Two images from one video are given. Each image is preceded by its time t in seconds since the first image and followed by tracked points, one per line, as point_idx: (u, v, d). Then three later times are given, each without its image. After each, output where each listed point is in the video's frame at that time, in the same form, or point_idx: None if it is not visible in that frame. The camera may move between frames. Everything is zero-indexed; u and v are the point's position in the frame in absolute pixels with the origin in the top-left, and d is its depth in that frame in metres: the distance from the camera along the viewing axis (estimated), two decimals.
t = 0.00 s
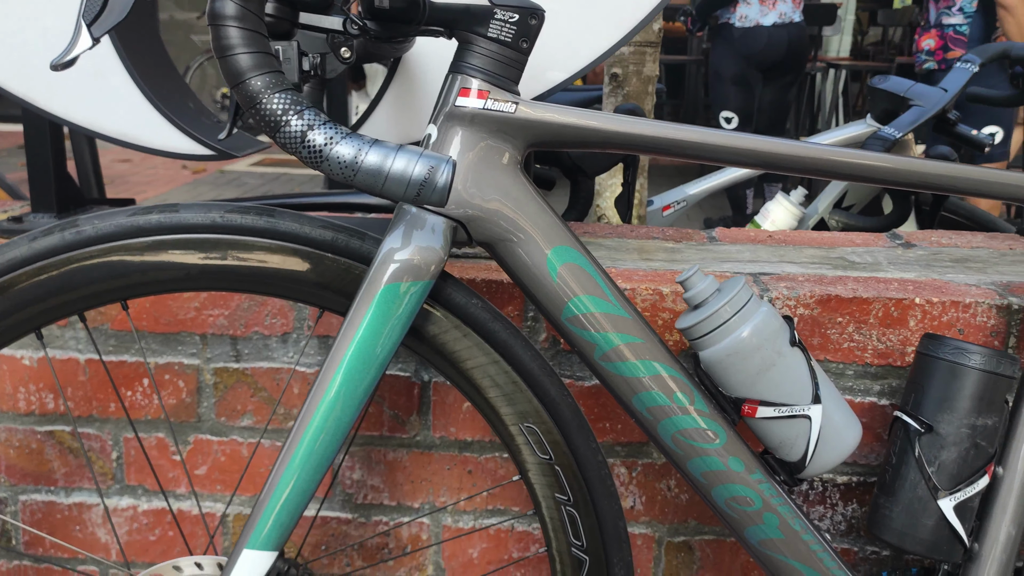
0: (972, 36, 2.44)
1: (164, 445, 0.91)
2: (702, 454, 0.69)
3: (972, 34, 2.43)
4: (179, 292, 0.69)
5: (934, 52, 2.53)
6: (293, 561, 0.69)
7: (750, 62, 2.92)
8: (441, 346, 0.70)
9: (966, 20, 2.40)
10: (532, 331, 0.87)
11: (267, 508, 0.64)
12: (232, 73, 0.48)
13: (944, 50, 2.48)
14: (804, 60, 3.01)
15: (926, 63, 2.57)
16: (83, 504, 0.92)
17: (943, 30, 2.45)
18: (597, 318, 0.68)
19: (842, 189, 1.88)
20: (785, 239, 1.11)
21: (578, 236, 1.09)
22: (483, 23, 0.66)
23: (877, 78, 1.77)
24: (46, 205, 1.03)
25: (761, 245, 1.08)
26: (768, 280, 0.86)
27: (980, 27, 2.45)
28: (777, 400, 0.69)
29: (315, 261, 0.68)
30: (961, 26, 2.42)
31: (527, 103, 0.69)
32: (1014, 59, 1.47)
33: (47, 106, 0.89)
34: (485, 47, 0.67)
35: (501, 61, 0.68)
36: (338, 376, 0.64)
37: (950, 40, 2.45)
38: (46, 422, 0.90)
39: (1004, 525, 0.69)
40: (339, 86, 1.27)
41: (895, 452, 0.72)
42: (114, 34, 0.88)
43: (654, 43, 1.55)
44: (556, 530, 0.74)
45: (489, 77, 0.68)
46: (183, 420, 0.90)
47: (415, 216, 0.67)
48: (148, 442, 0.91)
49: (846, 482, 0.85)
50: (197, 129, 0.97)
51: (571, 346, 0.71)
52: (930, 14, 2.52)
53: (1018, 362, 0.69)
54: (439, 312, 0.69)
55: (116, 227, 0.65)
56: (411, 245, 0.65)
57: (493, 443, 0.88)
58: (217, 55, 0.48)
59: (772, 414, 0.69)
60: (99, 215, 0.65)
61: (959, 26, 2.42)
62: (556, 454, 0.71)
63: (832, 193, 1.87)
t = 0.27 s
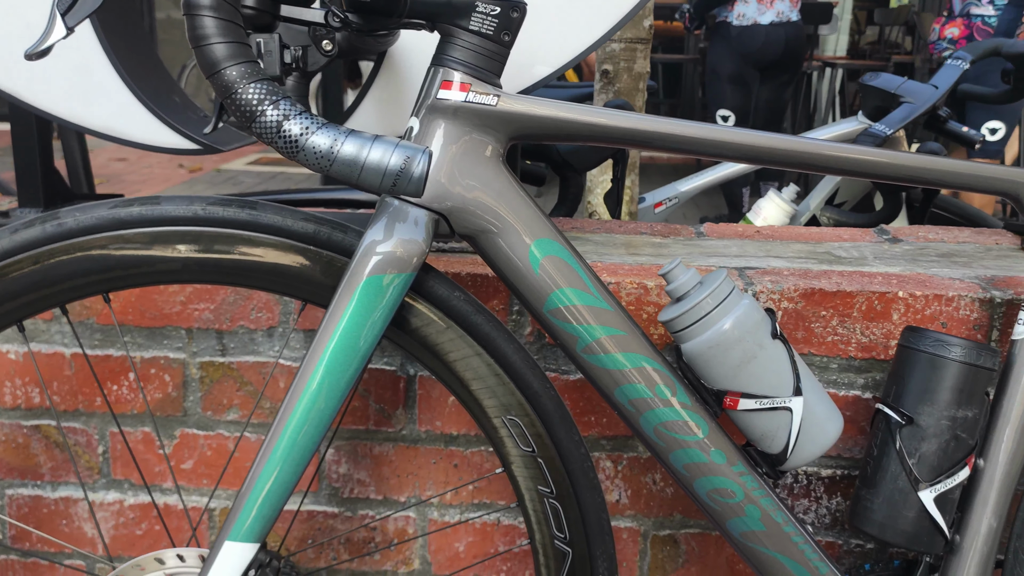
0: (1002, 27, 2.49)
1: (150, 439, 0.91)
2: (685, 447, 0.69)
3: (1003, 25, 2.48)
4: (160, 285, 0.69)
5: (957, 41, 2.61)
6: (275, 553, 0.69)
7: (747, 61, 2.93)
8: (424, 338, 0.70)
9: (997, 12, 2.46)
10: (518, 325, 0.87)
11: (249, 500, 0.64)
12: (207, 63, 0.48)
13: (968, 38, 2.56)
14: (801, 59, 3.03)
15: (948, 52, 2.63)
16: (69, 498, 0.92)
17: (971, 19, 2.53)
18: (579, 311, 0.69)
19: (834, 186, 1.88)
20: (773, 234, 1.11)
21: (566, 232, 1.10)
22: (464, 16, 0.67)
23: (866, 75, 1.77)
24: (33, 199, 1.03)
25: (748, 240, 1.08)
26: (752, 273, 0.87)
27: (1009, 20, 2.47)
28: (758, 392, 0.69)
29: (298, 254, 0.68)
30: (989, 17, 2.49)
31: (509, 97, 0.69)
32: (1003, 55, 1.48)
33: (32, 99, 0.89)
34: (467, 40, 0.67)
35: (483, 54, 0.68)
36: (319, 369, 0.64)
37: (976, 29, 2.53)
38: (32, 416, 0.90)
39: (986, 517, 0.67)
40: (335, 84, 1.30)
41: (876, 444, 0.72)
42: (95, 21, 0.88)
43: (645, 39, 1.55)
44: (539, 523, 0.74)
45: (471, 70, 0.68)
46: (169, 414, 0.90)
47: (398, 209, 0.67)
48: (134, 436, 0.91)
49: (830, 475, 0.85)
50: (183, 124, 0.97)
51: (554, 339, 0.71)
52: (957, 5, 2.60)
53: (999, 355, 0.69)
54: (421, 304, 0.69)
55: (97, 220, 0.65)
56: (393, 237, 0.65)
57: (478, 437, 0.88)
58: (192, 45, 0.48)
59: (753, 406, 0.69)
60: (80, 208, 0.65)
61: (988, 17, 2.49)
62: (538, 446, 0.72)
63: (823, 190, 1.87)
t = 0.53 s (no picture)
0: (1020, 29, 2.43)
1: (138, 433, 0.91)
2: (666, 439, 0.70)
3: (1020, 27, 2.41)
4: (144, 278, 0.70)
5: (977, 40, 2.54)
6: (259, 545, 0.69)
7: (744, 61, 2.94)
8: (407, 331, 0.70)
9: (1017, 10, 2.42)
10: (503, 319, 0.88)
11: (232, 492, 0.65)
12: (184, 54, 0.48)
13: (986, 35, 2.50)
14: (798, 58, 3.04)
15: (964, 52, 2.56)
16: (57, 492, 0.93)
17: (991, 20, 2.47)
18: (561, 304, 0.69)
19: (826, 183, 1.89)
20: (761, 230, 1.11)
21: (555, 227, 1.10)
22: (447, 10, 0.67)
23: (857, 73, 1.77)
24: (22, 195, 1.03)
25: (736, 235, 1.08)
26: (737, 268, 0.87)
27: None
28: (740, 384, 0.69)
29: (280, 247, 0.68)
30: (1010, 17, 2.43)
31: (491, 90, 0.69)
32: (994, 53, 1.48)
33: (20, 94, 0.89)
34: (450, 34, 0.68)
35: (466, 48, 0.68)
36: (301, 361, 0.65)
37: (998, 28, 2.46)
38: (19, 411, 0.91)
39: (966, 509, 0.70)
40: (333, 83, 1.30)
41: (857, 436, 0.73)
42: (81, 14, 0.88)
43: (636, 37, 1.57)
44: (522, 515, 0.74)
45: (453, 64, 0.68)
46: (157, 409, 0.91)
47: (382, 203, 0.67)
48: (121, 431, 0.91)
49: (814, 468, 0.86)
50: (170, 119, 0.97)
51: (536, 332, 0.71)
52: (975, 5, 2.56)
53: (978, 347, 0.70)
54: (404, 297, 0.69)
55: (80, 213, 0.65)
56: (377, 230, 0.66)
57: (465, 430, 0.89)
58: (170, 36, 0.48)
59: (735, 398, 0.69)
60: (64, 201, 0.66)
61: (1010, 17, 2.43)
62: (521, 439, 0.72)
63: (815, 188, 1.87)
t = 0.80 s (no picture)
0: None
1: (125, 428, 0.91)
2: (648, 431, 0.70)
3: None
4: (128, 271, 0.70)
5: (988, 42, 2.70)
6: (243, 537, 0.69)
7: (741, 60, 2.95)
8: (390, 324, 0.70)
9: None
10: (489, 313, 0.88)
11: (215, 485, 0.65)
12: (161, 45, 0.49)
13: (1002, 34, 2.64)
14: (795, 57, 3.05)
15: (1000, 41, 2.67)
16: (45, 487, 0.93)
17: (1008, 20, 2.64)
18: (543, 298, 0.69)
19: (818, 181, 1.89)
20: (748, 225, 1.12)
21: (543, 223, 1.10)
22: (429, 4, 0.67)
23: (849, 71, 1.76)
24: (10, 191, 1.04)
25: (723, 231, 1.09)
26: (721, 262, 0.87)
27: None
28: (721, 377, 0.70)
29: (264, 240, 0.68)
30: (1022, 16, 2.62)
31: (474, 84, 0.69)
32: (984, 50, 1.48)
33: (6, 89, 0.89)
34: (432, 29, 0.68)
35: (448, 42, 0.68)
36: (284, 353, 0.65)
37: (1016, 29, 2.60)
38: (7, 405, 0.91)
39: (946, 502, 0.71)
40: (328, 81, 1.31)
41: (838, 428, 0.73)
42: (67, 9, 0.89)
43: (627, 34, 1.56)
44: (506, 508, 0.74)
45: (436, 59, 0.69)
46: (144, 403, 0.91)
47: (365, 196, 0.67)
48: (109, 425, 0.92)
49: (798, 461, 0.86)
50: (157, 115, 0.97)
51: (520, 325, 0.72)
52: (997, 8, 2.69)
53: (958, 340, 0.70)
54: (388, 290, 0.69)
55: (63, 206, 0.65)
56: (360, 224, 0.66)
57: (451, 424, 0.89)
58: (147, 28, 0.49)
59: (716, 391, 0.70)
60: (47, 195, 0.66)
61: None
62: (504, 432, 0.72)
63: (806, 185, 1.88)
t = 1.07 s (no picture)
0: None
1: (111, 424, 0.92)
2: (629, 424, 0.70)
3: None
4: (113, 265, 0.70)
5: None
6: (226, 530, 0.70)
7: (737, 59, 2.95)
8: (372, 318, 0.71)
9: None
10: (474, 309, 0.88)
11: (198, 477, 0.65)
12: (138, 38, 0.49)
13: None
14: (791, 57, 3.06)
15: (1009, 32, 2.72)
16: (32, 482, 0.93)
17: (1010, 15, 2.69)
18: (525, 291, 0.70)
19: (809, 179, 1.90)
20: (735, 222, 1.12)
21: (530, 220, 1.11)
22: None
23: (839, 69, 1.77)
24: None
25: (709, 228, 1.09)
26: (706, 258, 0.88)
27: None
28: (701, 370, 0.70)
29: (247, 234, 0.69)
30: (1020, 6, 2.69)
31: (455, 79, 0.70)
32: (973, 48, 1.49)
33: None
34: (414, 24, 0.68)
35: (429, 37, 0.69)
36: (268, 347, 0.65)
37: None
38: None
39: (926, 494, 0.71)
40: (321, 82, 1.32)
41: (818, 422, 0.74)
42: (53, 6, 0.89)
43: (617, 32, 1.57)
44: (489, 501, 0.75)
45: (417, 54, 0.69)
46: (131, 399, 0.91)
47: (347, 191, 0.68)
48: (95, 421, 0.92)
49: (781, 456, 0.87)
50: (144, 111, 0.97)
51: (501, 319, 0.72)
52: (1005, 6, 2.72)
53: (937, 333, 0.71)
54: (369, 284, 0.70)
55: (45, 201, 0.66)
56: (342, 218, 0.66)
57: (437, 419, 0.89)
58: (124, 21, 0.49)
59: (696, 383, 0.70)
60: (29, 189, 0.66)
61: None
62: (486, 426, 0.73)
63: (798, 184, 1.88)
